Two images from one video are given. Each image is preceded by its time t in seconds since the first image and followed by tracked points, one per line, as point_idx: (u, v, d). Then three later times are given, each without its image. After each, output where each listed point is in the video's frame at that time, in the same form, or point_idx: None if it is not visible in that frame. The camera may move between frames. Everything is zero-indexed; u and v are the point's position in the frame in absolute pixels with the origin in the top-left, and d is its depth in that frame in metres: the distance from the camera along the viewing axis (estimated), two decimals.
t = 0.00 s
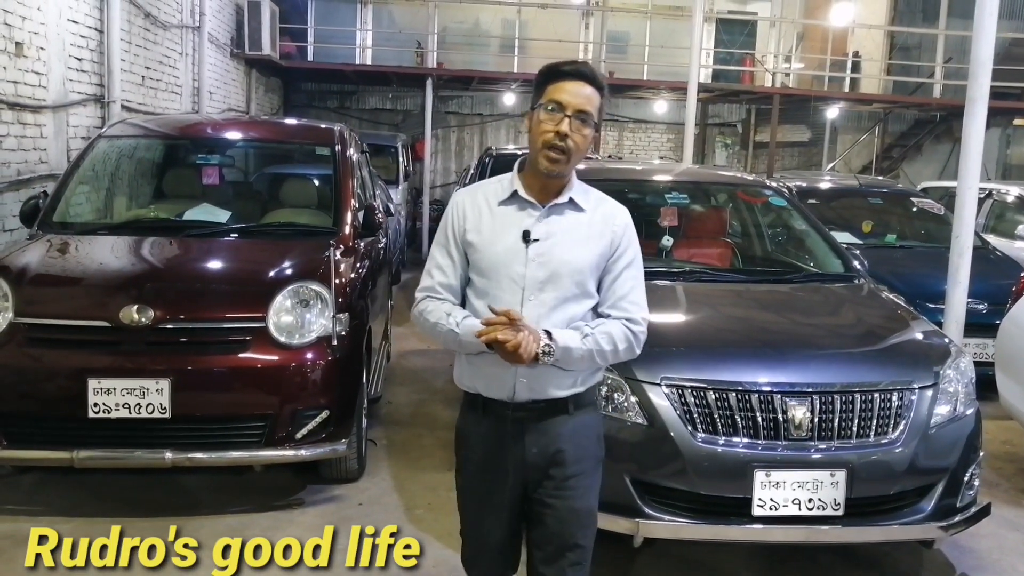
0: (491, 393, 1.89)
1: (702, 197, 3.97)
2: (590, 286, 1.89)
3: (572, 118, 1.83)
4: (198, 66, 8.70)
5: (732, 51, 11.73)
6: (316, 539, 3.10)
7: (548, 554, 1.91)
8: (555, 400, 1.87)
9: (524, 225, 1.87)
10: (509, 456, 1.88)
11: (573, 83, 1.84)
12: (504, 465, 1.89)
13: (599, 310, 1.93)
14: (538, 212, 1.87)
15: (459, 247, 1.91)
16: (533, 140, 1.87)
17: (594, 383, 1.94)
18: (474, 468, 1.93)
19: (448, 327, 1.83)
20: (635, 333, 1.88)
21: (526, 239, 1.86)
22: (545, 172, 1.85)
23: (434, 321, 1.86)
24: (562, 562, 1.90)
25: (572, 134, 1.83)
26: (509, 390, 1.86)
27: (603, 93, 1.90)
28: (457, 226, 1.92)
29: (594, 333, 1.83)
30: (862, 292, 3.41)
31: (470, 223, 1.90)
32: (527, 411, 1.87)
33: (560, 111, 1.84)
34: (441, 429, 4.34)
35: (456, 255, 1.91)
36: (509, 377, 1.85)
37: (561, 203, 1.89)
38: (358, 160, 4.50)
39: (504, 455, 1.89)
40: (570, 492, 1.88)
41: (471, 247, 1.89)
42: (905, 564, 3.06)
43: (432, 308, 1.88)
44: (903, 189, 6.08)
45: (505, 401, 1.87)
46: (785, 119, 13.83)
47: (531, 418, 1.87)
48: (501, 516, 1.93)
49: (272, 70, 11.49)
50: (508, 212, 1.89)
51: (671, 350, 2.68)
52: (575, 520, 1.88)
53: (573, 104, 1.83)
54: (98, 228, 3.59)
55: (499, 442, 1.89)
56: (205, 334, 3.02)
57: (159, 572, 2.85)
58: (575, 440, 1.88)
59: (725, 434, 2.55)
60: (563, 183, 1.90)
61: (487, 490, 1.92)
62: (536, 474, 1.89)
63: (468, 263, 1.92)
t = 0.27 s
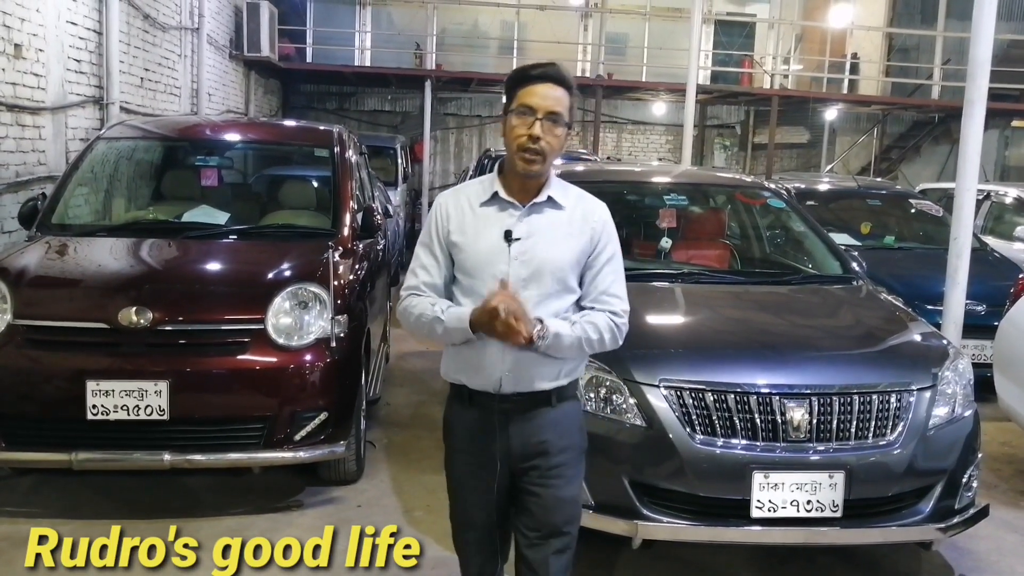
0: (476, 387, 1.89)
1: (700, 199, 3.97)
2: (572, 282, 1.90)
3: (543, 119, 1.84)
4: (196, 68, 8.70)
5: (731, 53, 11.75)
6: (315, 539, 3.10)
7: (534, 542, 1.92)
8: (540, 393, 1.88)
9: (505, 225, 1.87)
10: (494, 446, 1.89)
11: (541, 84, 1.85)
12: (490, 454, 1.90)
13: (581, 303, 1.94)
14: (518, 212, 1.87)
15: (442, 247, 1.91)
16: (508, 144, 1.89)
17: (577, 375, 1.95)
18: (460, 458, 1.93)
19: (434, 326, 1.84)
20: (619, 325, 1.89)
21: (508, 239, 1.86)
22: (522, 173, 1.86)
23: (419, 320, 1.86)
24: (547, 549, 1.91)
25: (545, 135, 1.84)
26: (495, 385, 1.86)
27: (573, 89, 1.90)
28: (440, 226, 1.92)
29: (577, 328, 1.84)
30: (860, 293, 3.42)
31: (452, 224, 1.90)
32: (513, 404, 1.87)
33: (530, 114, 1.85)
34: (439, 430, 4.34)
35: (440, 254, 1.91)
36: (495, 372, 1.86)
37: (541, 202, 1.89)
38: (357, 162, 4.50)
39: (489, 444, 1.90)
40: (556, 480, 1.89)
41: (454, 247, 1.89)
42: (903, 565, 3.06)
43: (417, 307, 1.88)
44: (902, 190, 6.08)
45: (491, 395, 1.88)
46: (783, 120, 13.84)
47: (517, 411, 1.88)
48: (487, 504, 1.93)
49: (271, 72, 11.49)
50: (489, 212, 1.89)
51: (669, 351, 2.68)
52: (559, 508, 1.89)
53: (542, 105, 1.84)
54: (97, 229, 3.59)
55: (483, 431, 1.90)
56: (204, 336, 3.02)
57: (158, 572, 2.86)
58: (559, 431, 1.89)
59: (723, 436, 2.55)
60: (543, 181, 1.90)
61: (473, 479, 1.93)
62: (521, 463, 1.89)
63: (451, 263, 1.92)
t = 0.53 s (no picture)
0: (472, 380, 1.91)
1: (698, 201, 3.98)
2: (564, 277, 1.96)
3: (527, 128, 1.85)
4: (194, 70, 8.69)
5: (729, 56, 11.76)
6: (314, 540, 3.11)
7: (527, 531, 1.96)
8: (533, 385, 1.91)
9: (497, 224, 1.91)
10: (489, 438, 1.91)
11: (526, 92, 1.85)
12: (485, 448, 1.92)
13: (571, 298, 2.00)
14: (509, 212, 1.91)
15: (435, 245, 1.94)
16: (495, 149, 1.91)
17: (569, 367, 2.00)
18: (455, 452, 1.95)
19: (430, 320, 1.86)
20: (613, 317, 1.97)
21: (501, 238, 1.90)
22: (509, 178, 1.90)
23: (415, 314, 1.88)
24: (541, 538, 1.95)
25: (529, 143, 1.86)
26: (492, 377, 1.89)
27: (558, 93, 1.90)
28: (432, 226, 1.95)
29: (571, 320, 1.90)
30: (857, 296, 3.42)
31: (445, 224, 1.93)
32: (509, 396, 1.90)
33: (514, 123, 1.85)
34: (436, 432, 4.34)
35: (434, 253, 1.93)
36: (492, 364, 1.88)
37: (529, 202, 1.93)
38: (354, 164, 4.50)
39: (484, 436, 1.92)
40: (549, 470, 1.94)
41: (448, 246, 1.92)
42: (900, 567, 3.07)
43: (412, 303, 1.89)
44: (898, 193, 6.09)
45: (488, 387, 1.91)
46: (781, 123, 13.85)
47: (514, 402, 1.91)
48: (481, 495, 1.96)
49: (269, 74, 11.49)
50: (480, 212, 1.92)
51: (666, 354, 2.68)
52: (553, 497, 1.94)
53: (527, 113, 1.85)
54: (94, 231, 3.58)
55: (478, 423, 1.92)
56: (201, 338, 3.02)
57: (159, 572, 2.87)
58: (553, 422, 1.93)
59: (720, 438, 2.55)
60: (530, 182, 1.94)
61: (467, 471, 1.95)
62: (516, 454, 1.93)
63: (445, 262, 1.95)
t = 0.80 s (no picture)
0: (476, 374, 1.95)
1: (695, 200, 3.98)
2: (562, 272, 2.00)
3: (515, 125, 1.87)
4: (190, 68, 8.67)
5: (727, 55, 11.76)
6: (312, 539, 3.11)
7: (533, 522, 1.98)
8: (535, 378, 1.95)
9: (498, 221, 1.94)
10: (495, 430, 1.95)
11: (516, 89, 1.88)
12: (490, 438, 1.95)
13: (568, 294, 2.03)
14: (509, 209, 1.95)
15: (437, 243, 1.96)
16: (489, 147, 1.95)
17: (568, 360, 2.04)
18: (459, 443, 1.97)
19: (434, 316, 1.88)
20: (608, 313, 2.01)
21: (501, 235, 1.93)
22: (502, 175, 1.93)
23: (419, 310, 1.90)
24: (545, 528, 1.97)
25: (518, 140, 1.89)
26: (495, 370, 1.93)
27: (553, 91, 1.92)
28: (433, 224, 1.97)
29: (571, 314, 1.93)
30: (854, 295, 3.43)
31: (446, 221, 1.95)
32: (512, 388, 1.94)
33: (504, 120, 1.89)
34: (433, 431, 4.34)
35: (435, 250, 1.96)
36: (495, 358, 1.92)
37: (527, 199, 1.96)
38: (351, 163, 4.50)
39: (490, 428, 1.95)
40: (554, 461, 1.96)
41: (449, 243, 1.95)
42: (896, 567, 3.07)
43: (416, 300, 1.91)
44: (894, 193, 6.11)
45: (491, 381, 1.94)
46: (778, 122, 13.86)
47: (517, 394, 1.94)
48: (486, 486, 1.98)
49: (266, 72, 11.47)
50: (480, 210, 1.95)
51: (663, 353, 2.69)
52: (557, 488, 1.96)
53: (516, 110, 1.88)
54: (90, 229, 3.58)
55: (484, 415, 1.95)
56: (198, 336, 3.02)
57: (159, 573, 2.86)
58: (555, 414, 1.96)
59: (717, 437, 2.55)
60: (526, 179, 1.97)
61: (473, 463, 1.97)
62: (519, 446, 1.96)
63: (446, 259, 1.97)
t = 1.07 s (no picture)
0: (493, 373, 2.00)
1: (697, 204, 3.98)
2: (577, 273, 2.03)
3: (534, 130, 1.94)
4: (193, 71, 8.68)
5: (729, 59, 11.77)
6: (313, 540, 3.11)
7: (542, 518, 2.06)
8: (552, 379, 2.00)
9: (515, 224, 1.98)
10: (509, 430, 2.01)
11: (534, 96, 1.95)
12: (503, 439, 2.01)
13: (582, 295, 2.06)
14: (526, 212, 1.99)
15: (456, 245, 2.01)
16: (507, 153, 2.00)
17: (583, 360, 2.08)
18: (473, 441, 2.04)
19: (454, 318, 1.93)
20: (617, 313, 2.02)
21: (518, 237, 1.97)
22: (520, 180, 1.97)
23: (440, 311, 1.95)
24: (553, 524, 2.06)
25: (536, 145, 1.95)
26: (513, 369, 1.98)
27: (569, 98, 1.99)
28: (452, 227, 2.01)
29: (585, 312, 1.96)
30: (856, 299, 3.43)
31: (465, 224, 2.00)
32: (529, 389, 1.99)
33: (522, 125, 1.95)
34: (436, 434, 4.34)
35: (454, 252, 2.00)
36: (512, 358, 1.98)
37: (545, 202, 2.01)
38: (354, 166, 4.50)
39: (506, 427, 2.01)
40: (565, 462, 2.02)
41: (468, 246, 1.99)
42: (898, 571, 3.07)
43: (437, 301, 1.96)
44: (897, 198, 6.12)
45: (509, 380, 2.00)
46: (780, 126, 13.87)
47: (533, 395, 1.99)
48: (498, 484, 2.04)
49: (268, 75, 11.48)
50: (498, 213, 2.00)
51: (666, 356, 2.69)
52: (565, 487, 2.03)
53: (534, 116, 1.94)
54: (93, 232, 3.58)
55: (500, 415, 2.01)
56: (200, 339, 3.02)
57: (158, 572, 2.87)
58: (567, 418, 2.02)
59: (720, 441, 2.55)
60: (545, 184, 2.02)
61: (485, 461, 2.03)
62: (530, 447, 2.02)
63: (464, 260, 2.02)
